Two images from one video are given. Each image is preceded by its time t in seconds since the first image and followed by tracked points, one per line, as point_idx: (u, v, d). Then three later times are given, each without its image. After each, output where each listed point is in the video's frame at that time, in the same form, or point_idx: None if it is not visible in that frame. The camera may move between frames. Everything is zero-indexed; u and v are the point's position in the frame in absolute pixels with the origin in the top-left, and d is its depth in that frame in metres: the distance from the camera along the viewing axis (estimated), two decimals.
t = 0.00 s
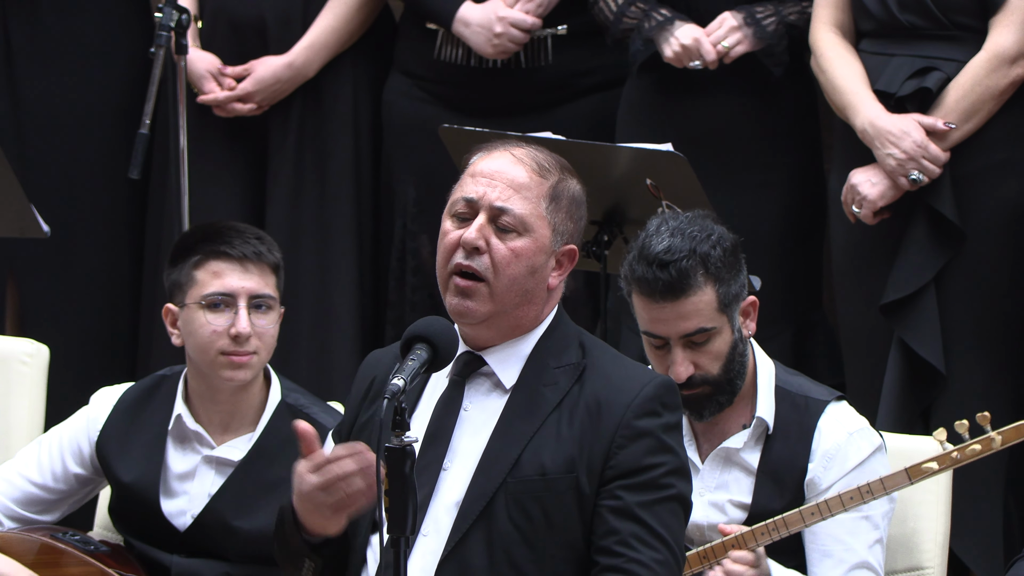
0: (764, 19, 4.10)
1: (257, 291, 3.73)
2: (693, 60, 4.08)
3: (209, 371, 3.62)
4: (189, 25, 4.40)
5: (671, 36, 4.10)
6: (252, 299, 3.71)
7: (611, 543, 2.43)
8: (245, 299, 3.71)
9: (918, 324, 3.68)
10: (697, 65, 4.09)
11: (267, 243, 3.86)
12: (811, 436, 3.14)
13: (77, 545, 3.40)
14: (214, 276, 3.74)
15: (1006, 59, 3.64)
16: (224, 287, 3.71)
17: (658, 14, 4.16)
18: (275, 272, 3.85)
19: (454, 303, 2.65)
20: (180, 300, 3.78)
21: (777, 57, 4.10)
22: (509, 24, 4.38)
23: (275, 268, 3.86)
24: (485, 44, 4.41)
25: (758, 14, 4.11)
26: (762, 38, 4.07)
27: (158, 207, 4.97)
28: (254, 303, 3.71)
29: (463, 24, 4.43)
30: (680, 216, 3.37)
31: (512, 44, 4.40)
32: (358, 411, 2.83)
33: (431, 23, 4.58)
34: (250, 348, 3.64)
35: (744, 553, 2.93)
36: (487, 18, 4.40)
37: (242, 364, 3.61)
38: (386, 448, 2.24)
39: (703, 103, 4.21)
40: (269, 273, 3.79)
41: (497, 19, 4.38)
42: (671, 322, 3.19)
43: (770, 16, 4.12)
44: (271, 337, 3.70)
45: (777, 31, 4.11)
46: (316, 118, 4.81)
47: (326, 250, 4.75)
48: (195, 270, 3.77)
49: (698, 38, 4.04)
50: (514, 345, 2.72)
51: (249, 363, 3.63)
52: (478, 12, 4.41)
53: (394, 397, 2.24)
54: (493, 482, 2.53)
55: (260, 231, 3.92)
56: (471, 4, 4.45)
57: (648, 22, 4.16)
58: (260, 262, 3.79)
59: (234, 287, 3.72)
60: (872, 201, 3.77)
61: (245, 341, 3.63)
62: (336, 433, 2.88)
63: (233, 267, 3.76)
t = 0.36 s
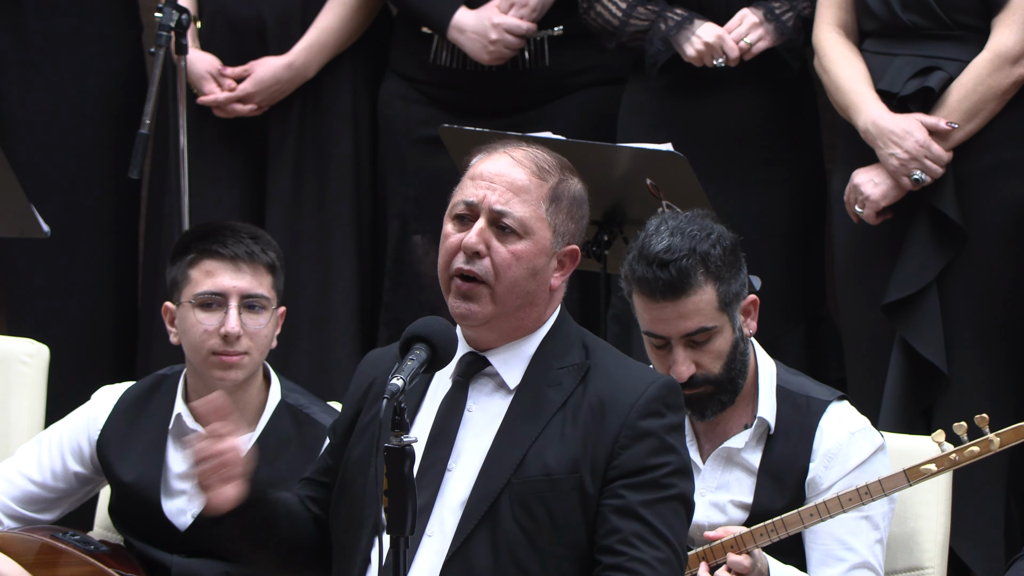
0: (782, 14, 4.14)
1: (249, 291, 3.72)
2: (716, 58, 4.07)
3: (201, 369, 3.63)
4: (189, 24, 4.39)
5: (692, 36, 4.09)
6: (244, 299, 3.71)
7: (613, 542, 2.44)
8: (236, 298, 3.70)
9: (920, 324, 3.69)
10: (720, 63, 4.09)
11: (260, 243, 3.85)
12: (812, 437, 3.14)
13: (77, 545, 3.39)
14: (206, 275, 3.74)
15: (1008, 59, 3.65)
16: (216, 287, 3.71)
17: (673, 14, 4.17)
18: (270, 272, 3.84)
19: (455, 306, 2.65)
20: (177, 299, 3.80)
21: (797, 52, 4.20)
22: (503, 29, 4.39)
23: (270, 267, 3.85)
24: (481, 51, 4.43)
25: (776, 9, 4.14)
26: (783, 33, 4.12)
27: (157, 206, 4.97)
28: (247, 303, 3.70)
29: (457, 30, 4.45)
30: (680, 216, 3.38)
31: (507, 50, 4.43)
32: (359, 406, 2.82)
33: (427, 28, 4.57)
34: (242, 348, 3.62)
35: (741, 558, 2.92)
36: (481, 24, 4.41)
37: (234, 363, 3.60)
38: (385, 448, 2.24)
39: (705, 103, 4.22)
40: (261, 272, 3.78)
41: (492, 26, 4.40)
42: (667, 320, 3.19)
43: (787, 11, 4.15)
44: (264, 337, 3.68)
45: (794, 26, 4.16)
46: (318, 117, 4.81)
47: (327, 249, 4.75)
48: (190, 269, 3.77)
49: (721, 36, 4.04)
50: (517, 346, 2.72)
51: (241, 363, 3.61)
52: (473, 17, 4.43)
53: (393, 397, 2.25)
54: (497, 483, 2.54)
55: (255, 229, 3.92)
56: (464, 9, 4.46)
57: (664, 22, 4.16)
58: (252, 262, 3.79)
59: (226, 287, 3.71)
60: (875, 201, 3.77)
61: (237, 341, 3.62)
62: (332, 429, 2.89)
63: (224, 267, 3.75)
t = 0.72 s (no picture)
0: (769, 16, 4.11)
1: (242, 294, 3.72)
2: (700, 59, 4.07)
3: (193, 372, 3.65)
4: (189, 25, 4.40)
5: (676, 36, 4.10)
6: (236, 303, 3.71)
7: (612, 541, 2.44)
8: (229, 302, 3.71)
9: (919, 324, 3.69)
10: (704, 64, 4.09)
11: (253, 246, 3.85)
12: (811, 437, 3.14)
13: (77, 545, 3.39)
14: (199, 279, 3.74)
15: (1008, 60, 3.65)
16: (208, 291, 3.71)
17: (662, 14, 4.17)
18: (265, 275, 3.84)
19: (449, 306, 2.65)
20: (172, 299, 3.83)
21: (785, 54, 4.13)
22: (511, 34, 4.39)
23: (264, 271, 3.84)
24: (489, 56, 4.43)
25: (763, 10, 4.11)
26: (769, 36, 4.09)
27: (157, 207, 4.97)
28: (239, 307, 3.71)
29: (465, 35, 4.44)
30: (686, 215, 3.35)
31: (515, 55, 4.42)
32: (354, 403, 2.82)
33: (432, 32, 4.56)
34: (236, 352, 3.62)
35: (742, 558, 2.93)
36: (489, 29, 4.41)
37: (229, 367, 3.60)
38: (385, 448, 2.24)
39: (705, 102, 4.21)
40: (255, 275, 3.78)
41: (499, 30, 4.39)
42: (659, 319, 3.20)
43: (774, 13, 4.12)
44: (259, 340, 3.68)
45: (781, 28, 4.12)
46: (318, 117, 4.81)
47: (327, 250, 4.75)
48: (183, 271, 3.77)
49: (704, 37, 4.04)
50: (513, 345, 2.72)
51: (237, 367, 3.60)
52: (481, 22, 4.42)
53: (393, 397, 2.25)
54: (496, 482, 2.53)
55: (252, 229, 3.92)
56: (471, 13, 4.45)
57: (651, 21, 4.16)
58: (245, 266, 3.78)
59: (218, 291, 3.72)
60: (875, 202, 3.77)
61: (232, 345, 3.62)
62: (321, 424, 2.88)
63: (217, 271, 3.75)
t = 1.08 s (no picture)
0: (749, 17, 4.09)
1: (207, 302, 3.57)
2: (679, 58, 4.07)
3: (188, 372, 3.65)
4: (189, 25, 4.40)
5: (657, 35, 4.11)
6: (203, 312, 3.57)
7: (611, 542, 2.44)
8: (194, 310, 3.57)
9: (918, 325, 3.69)
10: (684, 64, 4.08)
11: (224, 255, 3.64)
12: (812, 437, 3.14)
13: (77, 545, 3.39)
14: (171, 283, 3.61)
15: (1007, 60, 3.64)
16: (176, 296, 3.58)
17: (647, 12, 4.18)
18: (239, 286, 3.64)
19: (450, 310, 2.66)
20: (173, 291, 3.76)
21: (765, 55, 4.10)
22: (520, 39, 4.39)
23: (239, 280, 3.64)
24: (496, 61, 4.42)
25: (744, 12, 4.10)
26: (749, 37, 4.06)
27: (157, 206, 4.98)
28: (204, 316, 3.57)
29: (471, 38, 4.44)
30: (690, 213, 3.35)
31: (522, 59, 4.43)
32: (358, 410, 2.84)
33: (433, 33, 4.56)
34: (197, 360, 3.51)
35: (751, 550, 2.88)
36: (496, 34, 4.41)
37: (192, 375, 3.51)
38: (385, 448, 2.23)
39: (705, 103, 4.21)
40: (222, 285, 3.59)
41: (507, 35, 4.39)
42: (655, 315, 3.22)
43: (756, 15, 4.10)
44: (225, 348, 3.55)
45: (762, 30, 4.09)
46: (318, 117, 4.81)
47: (326, 249, 4.75)
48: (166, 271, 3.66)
49: (683, 37, 4.04)
50: (514, 347, 2.72)
51: (200, 375, 3.51)
52: (487, 26, 4.42)
53: (393, 397, 2.25)
54: (495, 483, 2.54)
55: (231, 234, 3.72)
56: (477, 17, 4.45)
57: (637, 19, 4.18)
58: (212, 276, 3.60)
59: (186, 297, 3.58)
60: (876, 205, 3.76)
61: (192, 354, 3.51)
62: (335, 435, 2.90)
63: (187, 278, 3.60)
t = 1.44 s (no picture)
0: (765, 16, 4.10)
1: (152, 320, 3.58)
2: (696, 58, 4.07)
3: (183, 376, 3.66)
4: (189, 24, 4.39)
5: (673, 35, 4.09)
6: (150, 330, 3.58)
7: (611, 543, 2.44)
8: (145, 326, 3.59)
9: (919, 325, 3.68)
10: (701, 63, 4.08)
11: (167, 277, 3.61)
12: (811, 436, 3.14)
13: (77, 546, 3.39)
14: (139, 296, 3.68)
15: (1011, 60, 3.64)
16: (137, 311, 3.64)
17: (659, 12, 4.15)
18: (181, 309, 3.58)
19: (450, 309, 2.65)
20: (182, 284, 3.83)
21: (780, 54, 4.11)
22: (524, 37, 4.39)
23: (184, 303, 3.59)
24: (501, 59, 4.42)
25: (760, 10, 4.10)
26: (765, 36, 4.07)
27: (157, 207, 4.97)
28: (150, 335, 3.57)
29: (474, 37, 4.43)
30: (690, 210, 3.35)
31: (527, 57, 4.42)
32: (358, 411, 2.83)
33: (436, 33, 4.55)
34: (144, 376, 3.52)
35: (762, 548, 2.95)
36: (500, 32, 4.40)
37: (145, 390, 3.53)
38: (385, 448, 2.23)
39: (706, 102, 4.21)
40: (165, 305, 3.58)
41: (512, 33, 4.39)
42: (649, 305, 3.22)
43: (771, 13, 4.11)
44: (168, 365, 3.52)
45: (778, 28, 4.10)
46: (318, 117, 4.81)
47: (327, 249, 4.75)
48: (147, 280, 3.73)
49: (701, 36, 4.04)
50: (514, 347, 2.72)
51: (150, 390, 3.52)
52: (491, 24, 4.42)
53: (393, 397, 2.24)
54: (494, 484, 2.53)
55: (188, 254, 3.66)
56: (480, 16, 4.45)
57: (649, 19, 4.15)
58: (157, 296, 3.60)
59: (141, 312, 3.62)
60: (881, 205, 3.76)
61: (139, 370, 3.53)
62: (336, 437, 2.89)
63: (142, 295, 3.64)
